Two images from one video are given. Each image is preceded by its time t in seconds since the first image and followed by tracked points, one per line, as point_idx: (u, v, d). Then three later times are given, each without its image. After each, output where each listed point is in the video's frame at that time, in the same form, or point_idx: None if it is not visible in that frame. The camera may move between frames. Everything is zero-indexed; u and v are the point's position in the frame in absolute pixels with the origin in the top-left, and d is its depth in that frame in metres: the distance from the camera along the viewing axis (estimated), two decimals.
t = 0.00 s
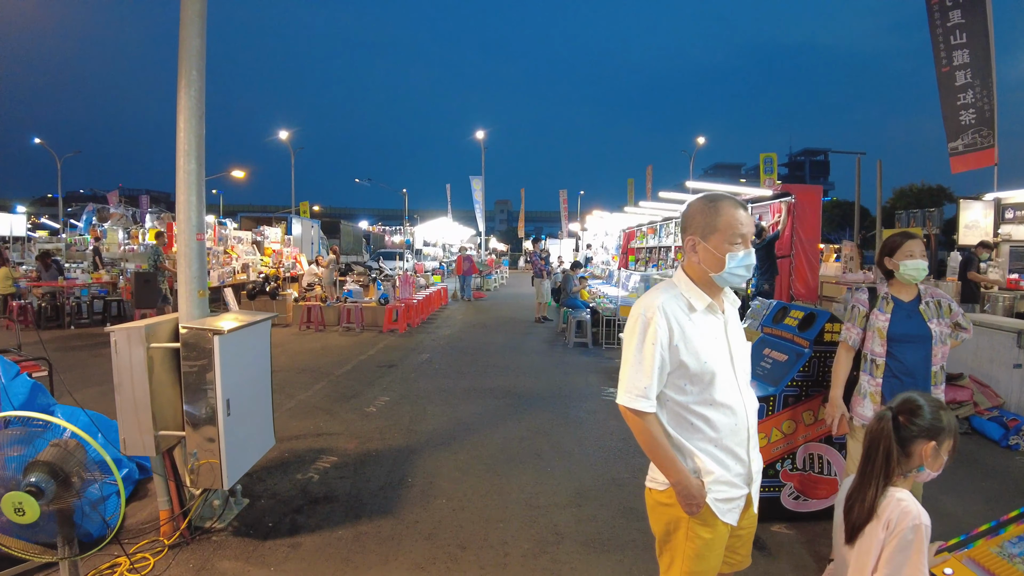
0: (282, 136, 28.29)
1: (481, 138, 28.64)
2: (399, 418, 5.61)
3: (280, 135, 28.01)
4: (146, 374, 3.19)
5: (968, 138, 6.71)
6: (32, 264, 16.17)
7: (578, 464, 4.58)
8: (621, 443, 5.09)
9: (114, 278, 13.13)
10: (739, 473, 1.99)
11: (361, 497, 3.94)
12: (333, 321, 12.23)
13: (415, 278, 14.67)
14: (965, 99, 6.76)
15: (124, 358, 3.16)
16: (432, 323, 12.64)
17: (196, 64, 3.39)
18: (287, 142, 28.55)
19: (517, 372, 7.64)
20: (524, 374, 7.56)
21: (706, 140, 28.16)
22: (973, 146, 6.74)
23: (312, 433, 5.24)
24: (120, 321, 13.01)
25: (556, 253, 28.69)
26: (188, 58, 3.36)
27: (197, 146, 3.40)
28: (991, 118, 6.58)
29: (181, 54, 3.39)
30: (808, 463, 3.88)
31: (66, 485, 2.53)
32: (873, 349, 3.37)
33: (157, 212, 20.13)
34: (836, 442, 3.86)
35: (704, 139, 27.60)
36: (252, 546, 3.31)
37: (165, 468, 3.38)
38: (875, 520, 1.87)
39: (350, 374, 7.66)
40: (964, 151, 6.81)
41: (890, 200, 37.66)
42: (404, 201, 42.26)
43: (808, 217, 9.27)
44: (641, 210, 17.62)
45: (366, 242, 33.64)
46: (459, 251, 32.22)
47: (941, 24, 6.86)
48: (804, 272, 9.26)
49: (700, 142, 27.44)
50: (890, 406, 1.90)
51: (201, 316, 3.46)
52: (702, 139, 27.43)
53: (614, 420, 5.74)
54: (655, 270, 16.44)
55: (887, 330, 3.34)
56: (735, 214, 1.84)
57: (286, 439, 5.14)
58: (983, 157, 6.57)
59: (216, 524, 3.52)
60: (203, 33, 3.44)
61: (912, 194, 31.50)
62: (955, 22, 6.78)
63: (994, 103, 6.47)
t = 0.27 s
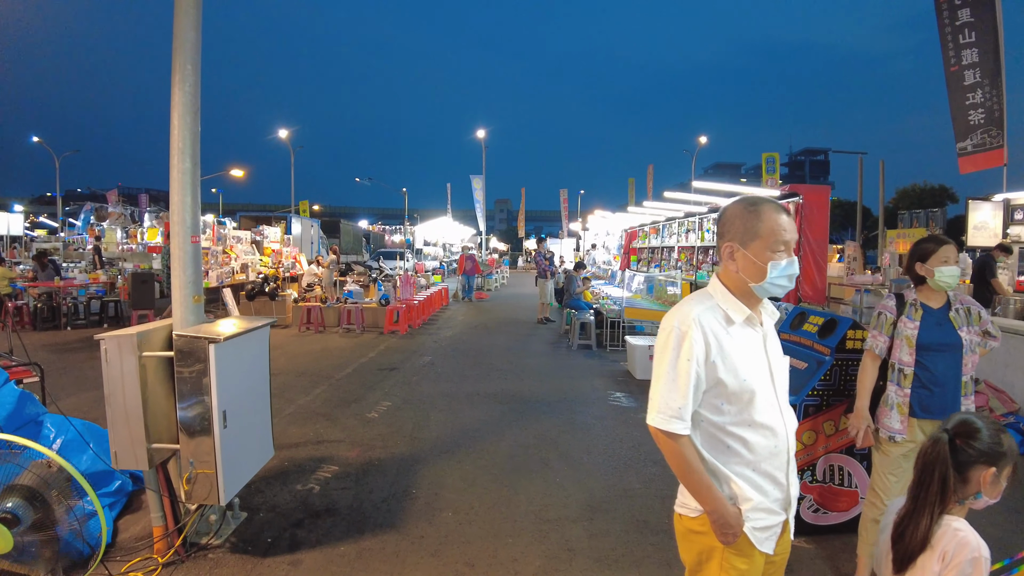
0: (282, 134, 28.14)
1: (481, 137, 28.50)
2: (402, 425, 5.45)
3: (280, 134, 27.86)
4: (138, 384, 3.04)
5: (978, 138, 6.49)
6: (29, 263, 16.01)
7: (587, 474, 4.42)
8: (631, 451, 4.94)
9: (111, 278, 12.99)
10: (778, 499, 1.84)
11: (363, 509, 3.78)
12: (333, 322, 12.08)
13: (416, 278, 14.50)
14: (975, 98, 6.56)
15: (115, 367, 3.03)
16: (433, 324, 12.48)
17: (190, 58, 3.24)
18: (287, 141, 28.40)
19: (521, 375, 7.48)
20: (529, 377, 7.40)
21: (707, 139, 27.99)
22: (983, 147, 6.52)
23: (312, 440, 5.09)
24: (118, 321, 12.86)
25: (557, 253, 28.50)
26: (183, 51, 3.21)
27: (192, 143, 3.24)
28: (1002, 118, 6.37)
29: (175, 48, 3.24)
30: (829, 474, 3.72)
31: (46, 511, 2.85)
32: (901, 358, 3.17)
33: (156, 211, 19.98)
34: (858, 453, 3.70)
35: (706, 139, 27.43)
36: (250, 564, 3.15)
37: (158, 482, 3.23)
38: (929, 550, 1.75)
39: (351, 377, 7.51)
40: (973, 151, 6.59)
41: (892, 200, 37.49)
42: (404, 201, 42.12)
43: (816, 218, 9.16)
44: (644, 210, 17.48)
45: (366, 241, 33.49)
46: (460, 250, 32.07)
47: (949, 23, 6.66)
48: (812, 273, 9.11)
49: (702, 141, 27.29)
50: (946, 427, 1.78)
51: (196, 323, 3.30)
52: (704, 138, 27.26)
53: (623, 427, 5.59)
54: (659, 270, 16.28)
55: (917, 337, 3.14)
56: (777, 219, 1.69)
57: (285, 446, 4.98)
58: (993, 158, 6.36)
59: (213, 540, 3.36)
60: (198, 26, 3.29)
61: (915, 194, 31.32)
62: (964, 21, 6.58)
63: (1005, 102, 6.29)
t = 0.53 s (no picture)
0: (281, 134, 27.99)
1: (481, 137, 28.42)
2: (403, 429, 5.34)
3: (279, 134, 27.77)
4: (131, 390, 2.92)
5: (984, 138, 6.33)
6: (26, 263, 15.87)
7: (595, 480, 4.31)
8: (638, 457, 4.82)
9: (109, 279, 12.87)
10: (810, 517, 1.71)
11: (365, 519, 3.66)
12: (333, 322, 11.96)
13: (416, 278, 14.38)
14: (981, 97, 6.36)
15: (106, 372, 2.90)
16: (433, 325, 12.37)
17: (186, 52, 3.12)
18: (286, 141, 28.30)
19: (524, 378, 7.36)
20: (531, 380, 7.29)
21: (708, 140, 27.89)
22: (990, 146, 6.35)
23: (312, 445, 4.97)
24: (115, 322, 12.74)
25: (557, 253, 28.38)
26: (178, 44, 3.09)
27: (187, 140, 3.12)
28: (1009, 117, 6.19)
29: (170, 41, 3.12)
30: (844, 482, 3.60)
31: (23, 530, 2.73)
32: (923, 363, 3.04)
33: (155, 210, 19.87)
34: (875, 460, 3.57)
35: (707, 139, 27.32)
36: None
37: (153, 491, 3.12)
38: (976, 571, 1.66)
39: (351, 379, 7.40)
40: (980, 151, 6.42)
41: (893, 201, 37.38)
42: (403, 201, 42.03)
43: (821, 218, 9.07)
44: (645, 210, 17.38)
45: (366, 242, 33.39)
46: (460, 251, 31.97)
47: (956, 22, 6.41)
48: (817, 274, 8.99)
49: (703, 141, 27.19)
50: (991, 441, 1.72)
51: (191, 326, 3.18)
52: (705, 138, 27.15)
53: (629, 431, 5.47)
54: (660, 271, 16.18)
55: (939, 342, 3.02)
56: (813, 219, 1.60)
57: (284, 451, 4.86)
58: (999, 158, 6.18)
59: (209, 552, 3.24)
60: (194, 18, 3.17)
61: (916, 195, 31.23)
62: (970, 20, 6.32)
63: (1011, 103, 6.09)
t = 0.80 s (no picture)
0: (281, 134, 27.90)
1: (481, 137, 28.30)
2: (404, 432, 5.21)
3: (279, 133, 27.70)
4: (119, 394, 2.80)
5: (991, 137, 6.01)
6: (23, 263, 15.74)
7: (602, 487, 4.18)
8: (644, 462, 4.70)
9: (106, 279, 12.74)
10: (845, 534, 1.58)
11: (365, 526, 3.54)
12: (332, 323, 11.84)
13: (416, 279, 14.25)
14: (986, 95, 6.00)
15: (93, 375, 2.78)
16: (434, 326, 12.25)
17: (178, 42, 2.99)
18: (286, 141, 28.20)
19: (526, 380, 7.23)
20: (534, 381, 7.16)
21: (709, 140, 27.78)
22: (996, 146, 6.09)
23: (310, 450, 4.85)
24: (112, 323, 12.62)
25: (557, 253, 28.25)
26: (169, 34, 2.96)
27: (179, 134, 2.99)
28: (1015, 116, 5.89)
29: (162, 30, 2.99)
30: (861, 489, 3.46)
31: None
32: (946, 364, 2.89)
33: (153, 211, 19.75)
34: (892, 466, 3.44)
35: (708, 138, 27.18)
36: None
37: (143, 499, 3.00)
38: None
39: (350, 381, 7.29)
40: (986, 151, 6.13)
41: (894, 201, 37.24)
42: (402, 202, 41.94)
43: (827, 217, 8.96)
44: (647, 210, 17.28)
45: (366, 242, 33.27)
46: (460, 251, 31.86)
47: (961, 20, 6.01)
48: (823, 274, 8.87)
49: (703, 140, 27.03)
50: None
51: (183, 327, 3.05)
52: (706, 138, 27.01)
53: (634, 434, 5.35)
54: (662, 271, 16.09)
55: (963, 343, 2.86)
56: (850, 212, 1.50)
57: (281, 456, 4.73)
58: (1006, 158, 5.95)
59: (202, 563, 3.11)
60: (186, 8, 3.04)
61: (918, 195, 31.08)
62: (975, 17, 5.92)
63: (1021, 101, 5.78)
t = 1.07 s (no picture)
0: (280, 132, 27.84)
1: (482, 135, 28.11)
2: (400, 435, 5.05)
3: (278, 131, 27.54)
4: (95, 400, 2.63)
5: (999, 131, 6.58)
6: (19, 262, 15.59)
7: (606, 493, 4.03)
8: (650, 467, 4.54)
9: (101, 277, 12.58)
10: (886, 560, 1.41)
11: (358, 536, 3.38)
12: (331, 323, 11.69)
13: (416, 277, 14.09)
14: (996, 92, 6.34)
15: (68, 378, 2.61)
16: (433, 326, 12.10)
17: (160, 24, 2.80)
18: (285, 139, 28.05)
19: (527, 380, 7.06)
20: (535, 382, 6.99)
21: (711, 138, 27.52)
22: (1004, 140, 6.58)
23: (304, 454, 4.69)
24: (108, 322, 12.48)
25: (558, 251, 28.08)
26: (150, 16, 2.77)
27: (161, 122, 2.81)
28: None
29: (143, 12, 2.80)
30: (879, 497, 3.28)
31: None
32: (972, 366, 2.70)
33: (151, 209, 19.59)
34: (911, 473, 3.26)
35: (710, 136, 27.00)
36: None
37: (121, 510, 2.84)
38: None
39: (347, 382, 7.13)
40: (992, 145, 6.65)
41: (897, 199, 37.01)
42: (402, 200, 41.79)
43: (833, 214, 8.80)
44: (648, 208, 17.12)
45: (366, 241, 33.14)
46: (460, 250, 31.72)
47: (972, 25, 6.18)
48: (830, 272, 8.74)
49: (705, 137, 26.83)
50: None
51: (165, 327, 2.89)
52: (707, 135, 26.82)
53: (639, 437, 5.18)
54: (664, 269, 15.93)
55: (990, 344, 2.67)
56: (893, 197, 1.36)
57: (274, 460, 4.57)
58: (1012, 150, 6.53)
59: None
60: None
61: (921, 193, 30.85)
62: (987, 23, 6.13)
63: None
